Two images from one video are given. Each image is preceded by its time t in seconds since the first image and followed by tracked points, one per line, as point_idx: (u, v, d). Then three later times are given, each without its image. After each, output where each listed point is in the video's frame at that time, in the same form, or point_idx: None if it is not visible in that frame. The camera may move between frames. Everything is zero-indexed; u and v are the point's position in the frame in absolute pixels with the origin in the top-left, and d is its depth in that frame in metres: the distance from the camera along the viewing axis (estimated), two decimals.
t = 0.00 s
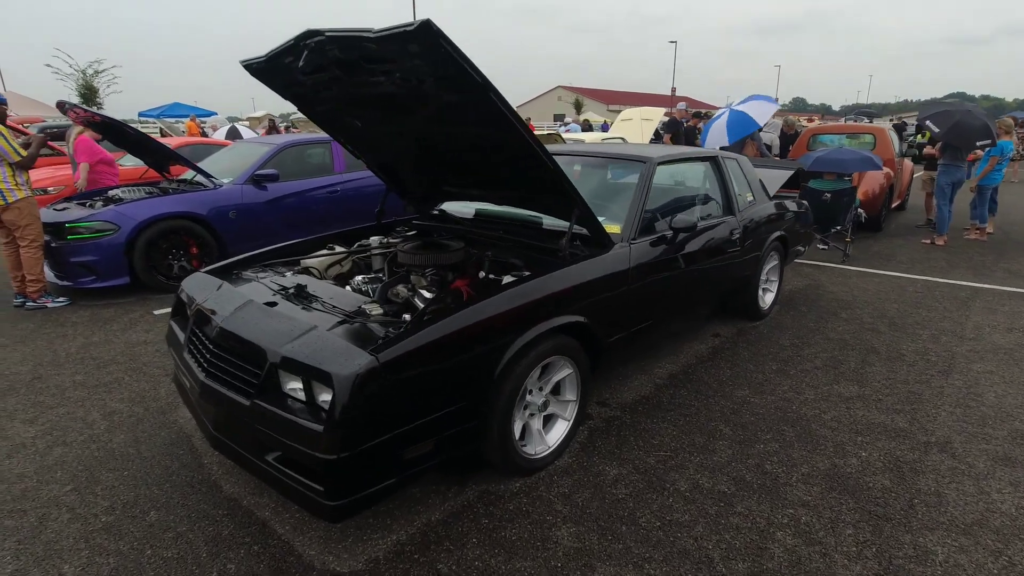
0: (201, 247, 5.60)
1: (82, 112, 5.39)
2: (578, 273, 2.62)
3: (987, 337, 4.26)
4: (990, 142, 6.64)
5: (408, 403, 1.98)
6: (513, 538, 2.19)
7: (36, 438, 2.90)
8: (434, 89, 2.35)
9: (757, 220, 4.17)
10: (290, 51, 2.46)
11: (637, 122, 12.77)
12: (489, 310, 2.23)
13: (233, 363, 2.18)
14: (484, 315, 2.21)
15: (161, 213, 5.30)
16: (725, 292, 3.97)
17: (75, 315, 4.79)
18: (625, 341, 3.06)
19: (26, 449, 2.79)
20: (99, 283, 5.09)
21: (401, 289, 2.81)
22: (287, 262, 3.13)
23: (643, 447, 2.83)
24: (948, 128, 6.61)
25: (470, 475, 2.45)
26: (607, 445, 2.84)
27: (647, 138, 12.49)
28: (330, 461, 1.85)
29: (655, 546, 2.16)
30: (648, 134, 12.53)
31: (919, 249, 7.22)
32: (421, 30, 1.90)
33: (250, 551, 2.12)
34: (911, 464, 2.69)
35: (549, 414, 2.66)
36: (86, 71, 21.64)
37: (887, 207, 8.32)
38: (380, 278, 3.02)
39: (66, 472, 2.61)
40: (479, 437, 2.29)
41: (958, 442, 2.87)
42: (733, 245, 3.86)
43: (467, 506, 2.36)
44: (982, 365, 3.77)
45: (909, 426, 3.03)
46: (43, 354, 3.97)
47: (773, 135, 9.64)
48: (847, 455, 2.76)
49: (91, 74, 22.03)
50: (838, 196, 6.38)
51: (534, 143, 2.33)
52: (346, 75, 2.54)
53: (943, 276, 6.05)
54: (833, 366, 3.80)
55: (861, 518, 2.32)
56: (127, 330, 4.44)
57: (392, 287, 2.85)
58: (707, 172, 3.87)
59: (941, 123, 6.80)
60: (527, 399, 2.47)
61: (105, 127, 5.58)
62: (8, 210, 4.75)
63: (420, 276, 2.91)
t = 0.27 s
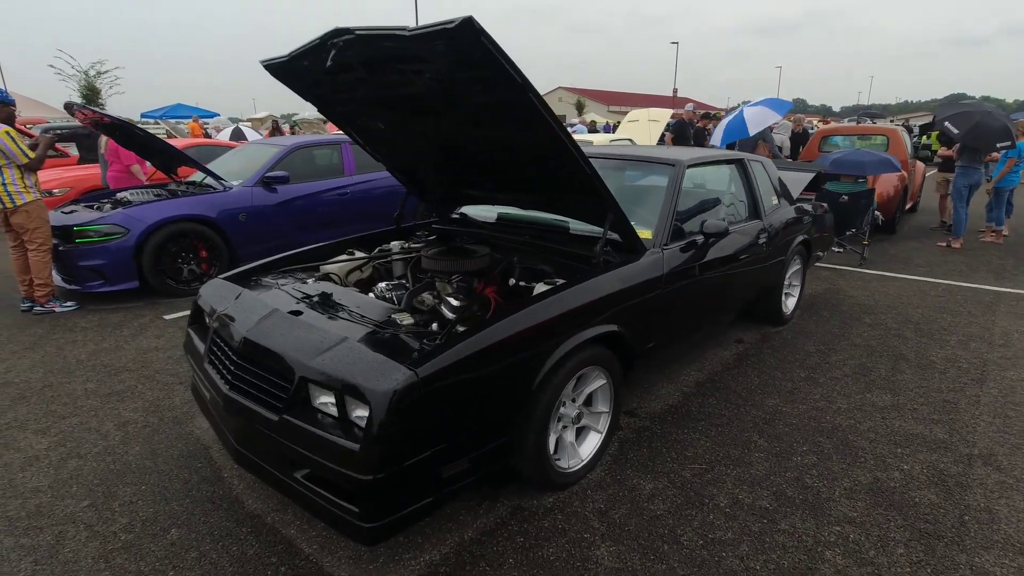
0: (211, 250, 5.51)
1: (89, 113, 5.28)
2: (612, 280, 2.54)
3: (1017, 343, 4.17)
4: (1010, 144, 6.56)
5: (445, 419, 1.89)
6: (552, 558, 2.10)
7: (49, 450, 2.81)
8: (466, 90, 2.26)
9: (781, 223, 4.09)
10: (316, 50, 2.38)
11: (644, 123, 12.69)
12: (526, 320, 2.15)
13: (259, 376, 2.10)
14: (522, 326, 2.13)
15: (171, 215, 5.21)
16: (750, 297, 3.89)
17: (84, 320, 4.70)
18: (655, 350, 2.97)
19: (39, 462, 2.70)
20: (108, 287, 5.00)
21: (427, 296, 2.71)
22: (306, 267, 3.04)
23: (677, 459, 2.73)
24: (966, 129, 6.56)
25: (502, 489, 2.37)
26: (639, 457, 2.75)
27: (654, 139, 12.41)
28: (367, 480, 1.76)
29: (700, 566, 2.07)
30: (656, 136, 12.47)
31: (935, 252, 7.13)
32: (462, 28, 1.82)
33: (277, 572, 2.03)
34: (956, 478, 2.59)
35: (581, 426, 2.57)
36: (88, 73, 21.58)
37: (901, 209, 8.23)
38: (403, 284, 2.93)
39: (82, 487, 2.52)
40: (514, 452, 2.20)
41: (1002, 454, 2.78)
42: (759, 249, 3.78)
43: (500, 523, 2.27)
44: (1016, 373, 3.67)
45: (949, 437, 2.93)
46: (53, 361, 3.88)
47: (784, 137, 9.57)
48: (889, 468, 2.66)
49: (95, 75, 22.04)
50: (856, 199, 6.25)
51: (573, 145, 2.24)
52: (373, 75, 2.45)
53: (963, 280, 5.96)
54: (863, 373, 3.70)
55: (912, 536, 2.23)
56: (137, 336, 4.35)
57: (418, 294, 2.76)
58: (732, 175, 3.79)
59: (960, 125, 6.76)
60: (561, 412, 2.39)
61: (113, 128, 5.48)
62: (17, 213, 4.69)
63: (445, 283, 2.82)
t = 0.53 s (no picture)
0: (219, 252, 5.39)
1: (95, 112, 5.16)
2: (650, 286, 2.42)
3: None
4: None
5: (487, 435, 1.77)
6: None
7: (59, 462, 2.69)
8: (502, 84, 2.15)
9: (808, 225, 3.98)
10: (342, 44, 2.26)
11: (651, 123, 12.58)
12: (567, 329, 2.03)
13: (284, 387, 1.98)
14: (563, 334, 2.01)
15: (180, 217, 5.09)
16: (776, 301, 3.79)
17: (90, 324, 4.59)
18: (689, 357, 2.86)
19: (48, 475, 2.58)
20: (114, 290, 4.89)
21: (454, 302, 2.60)
22: (325, 271, 2.92)
23: (715, 471, 2.62)
24: (987, 130, 6.50)
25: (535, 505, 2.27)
26: (674, 468, 2.64)
27: (662, 139, 12.30)
28: (406, 502, 1.64)
29: None
30: (663, 136, 12.35)
31: (953, 253, 7.02)
32: (506, 17, 1.71)
33: None
34: (1008, 492, 2.48)
35: (617, 438, 2.46)
36: (90, 73, 21.49)
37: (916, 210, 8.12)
38: (427, 288, 2.82)
39: (95, 501, 2.40)
40: (552, 467, 2.08)
41: None
42: (786, 251, 3.68)
43: (536, 541, 2.15)
44: None
45: (994, 448, 2.82)
46: (60, 367, 3.76)
47: (795, 137, 9.46)
48: (938, 481, 2.55)
49: (97, 75, 21.94)
50: (875, 200, 6.06)
51: (615, 144, 2.13)
52: (401, 69, 2.33)
53: (985, 282, 5.85)
54: (896, 379, 3.59)
55: (972, 555, 2.11)
56: (146, 340, 4.23)
57: (444, 299, 2.64)
58: (762, 175, 3.67)
59: (980, 126, 6.69)
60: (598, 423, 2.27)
61: (120, 128, 5.36)
62: (22, 214, 4.57)
63: (472, 288, 2.70)
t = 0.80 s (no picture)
0: (227, 256, 5.24)
1: (100, 112, 5.01)
2: (697, 297, 2.28)
3: None
4: None
5: (539, 463, 1.63)
6: None
7: (67, 482, 2.54)
8: (545, 79, 2.01)
9: (842, 229, 3.84)
10: (372, 37, 2.12)
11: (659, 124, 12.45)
12: (618, 345, 1.89)
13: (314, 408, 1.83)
14: (614, 351, 1.87)
15: (188, 220, 4.95)
16: (810, 308, 3.65)
17: (96, 331, 4.44)
18: (730, 370, 2.71)
19: (56, 497, 2.44)
20: (120, 296, 4.74)
21: (486, 312, 2.46)
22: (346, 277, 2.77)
23: (762, 492, 2.48)
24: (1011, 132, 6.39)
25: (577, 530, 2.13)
26: (719, 488, 2.50)
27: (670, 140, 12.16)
28: (455, 538, 1.50)
29: None
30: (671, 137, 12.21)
31: (974, 256, 6.88)
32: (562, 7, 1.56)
33: None
34: None
35: (660, 456, 2.32)
36: (91, 74, 21.33)
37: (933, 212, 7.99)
38: (455, 298, 2.67)
39: (106, 526, 2.26)
40: (601, 493, 1.94)
41: None
42: (822, 257, 3.54)
43: (581, 571, 2.01)
44: None
45: None
46: (66, 377, 3.61)
47: (808, 138, 9.32)
48: (999, 503, 2.40)
49: (97, 75, 21.80)
50: (897, 202, 5.93)
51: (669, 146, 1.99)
52: (436, 63, 2.19)
53: (1011, 286, 5.71)
54: (937, 390, 3.44)
55: None
56: (154, 348, 4.08)
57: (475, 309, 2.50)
58: (798, 178, 3.52)
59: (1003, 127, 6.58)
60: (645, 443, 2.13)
61: (127, 128, 5.21)
62: (25, 217, 4.43)
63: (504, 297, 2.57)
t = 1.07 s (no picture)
0: (237, 261, 5.11)
1: (107, 113, 4.86)
2: (748, 311, 2.15)
3: None
4: None
5: (601, 496, 1.50)
6: None
7: (78, 503, 2.41)
8: (596, 79, 1.86)
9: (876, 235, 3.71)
10: (407, 34, 1.97)
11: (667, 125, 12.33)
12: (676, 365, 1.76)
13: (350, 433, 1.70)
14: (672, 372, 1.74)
15: (197, 224, 4.82)
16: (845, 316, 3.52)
17: (104, 338, 4.31)
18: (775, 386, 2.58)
19: (67, 520, 2.31)
20: (128, 302, 4.61)
21: (522, 326, 2.33)
22: (370, 286, 2.64)
23: (813, 514, 2.35)
24: None
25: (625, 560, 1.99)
26: (766, 510, 2.37)
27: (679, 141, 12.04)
28: None
29: None
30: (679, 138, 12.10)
31: (995, 260, 6.75)
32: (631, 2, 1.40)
33: None
34: None
35: (708, 478, 2.18)
36: (92, 74, 21.21)
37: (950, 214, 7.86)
38: (486, 309, 2.55)
39: (122, 553, 2.13)
40: (655, 523, 1.81)
41: None
42: (858, 264, 3.41)
43: None
44: None
45: None
46: (74, 388, 3.48)
47: (821, 139, 9.19)
48: None
49: (99, 76, 21.69)
50: (920, 205, 5.81)
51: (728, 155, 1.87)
52: (472, 63, 2.06)
53: None
54: (980, 402, 3.31)
55: None
56: (164, 357, 3.95)
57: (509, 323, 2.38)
58: (834, 182, 3.40)
59: None
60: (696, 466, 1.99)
61: (133, 130, 5.07)
62: (31, 221, 4.30)
63: (539, 309, 2.44)
